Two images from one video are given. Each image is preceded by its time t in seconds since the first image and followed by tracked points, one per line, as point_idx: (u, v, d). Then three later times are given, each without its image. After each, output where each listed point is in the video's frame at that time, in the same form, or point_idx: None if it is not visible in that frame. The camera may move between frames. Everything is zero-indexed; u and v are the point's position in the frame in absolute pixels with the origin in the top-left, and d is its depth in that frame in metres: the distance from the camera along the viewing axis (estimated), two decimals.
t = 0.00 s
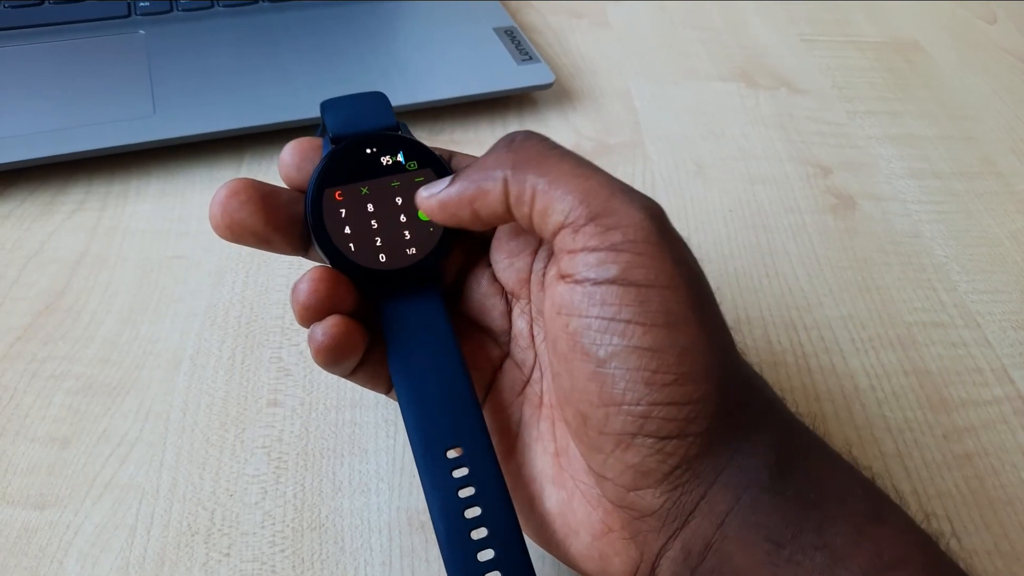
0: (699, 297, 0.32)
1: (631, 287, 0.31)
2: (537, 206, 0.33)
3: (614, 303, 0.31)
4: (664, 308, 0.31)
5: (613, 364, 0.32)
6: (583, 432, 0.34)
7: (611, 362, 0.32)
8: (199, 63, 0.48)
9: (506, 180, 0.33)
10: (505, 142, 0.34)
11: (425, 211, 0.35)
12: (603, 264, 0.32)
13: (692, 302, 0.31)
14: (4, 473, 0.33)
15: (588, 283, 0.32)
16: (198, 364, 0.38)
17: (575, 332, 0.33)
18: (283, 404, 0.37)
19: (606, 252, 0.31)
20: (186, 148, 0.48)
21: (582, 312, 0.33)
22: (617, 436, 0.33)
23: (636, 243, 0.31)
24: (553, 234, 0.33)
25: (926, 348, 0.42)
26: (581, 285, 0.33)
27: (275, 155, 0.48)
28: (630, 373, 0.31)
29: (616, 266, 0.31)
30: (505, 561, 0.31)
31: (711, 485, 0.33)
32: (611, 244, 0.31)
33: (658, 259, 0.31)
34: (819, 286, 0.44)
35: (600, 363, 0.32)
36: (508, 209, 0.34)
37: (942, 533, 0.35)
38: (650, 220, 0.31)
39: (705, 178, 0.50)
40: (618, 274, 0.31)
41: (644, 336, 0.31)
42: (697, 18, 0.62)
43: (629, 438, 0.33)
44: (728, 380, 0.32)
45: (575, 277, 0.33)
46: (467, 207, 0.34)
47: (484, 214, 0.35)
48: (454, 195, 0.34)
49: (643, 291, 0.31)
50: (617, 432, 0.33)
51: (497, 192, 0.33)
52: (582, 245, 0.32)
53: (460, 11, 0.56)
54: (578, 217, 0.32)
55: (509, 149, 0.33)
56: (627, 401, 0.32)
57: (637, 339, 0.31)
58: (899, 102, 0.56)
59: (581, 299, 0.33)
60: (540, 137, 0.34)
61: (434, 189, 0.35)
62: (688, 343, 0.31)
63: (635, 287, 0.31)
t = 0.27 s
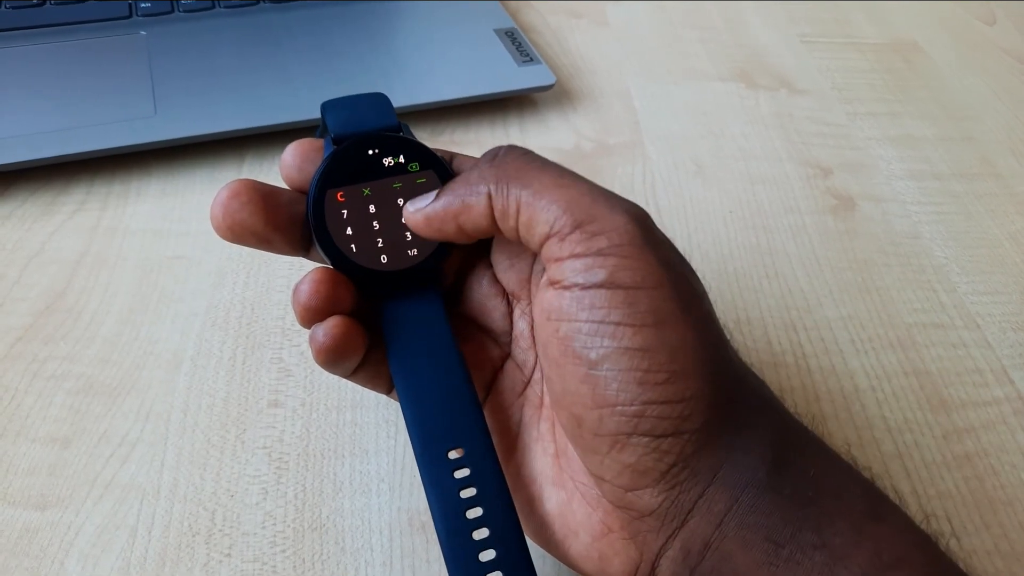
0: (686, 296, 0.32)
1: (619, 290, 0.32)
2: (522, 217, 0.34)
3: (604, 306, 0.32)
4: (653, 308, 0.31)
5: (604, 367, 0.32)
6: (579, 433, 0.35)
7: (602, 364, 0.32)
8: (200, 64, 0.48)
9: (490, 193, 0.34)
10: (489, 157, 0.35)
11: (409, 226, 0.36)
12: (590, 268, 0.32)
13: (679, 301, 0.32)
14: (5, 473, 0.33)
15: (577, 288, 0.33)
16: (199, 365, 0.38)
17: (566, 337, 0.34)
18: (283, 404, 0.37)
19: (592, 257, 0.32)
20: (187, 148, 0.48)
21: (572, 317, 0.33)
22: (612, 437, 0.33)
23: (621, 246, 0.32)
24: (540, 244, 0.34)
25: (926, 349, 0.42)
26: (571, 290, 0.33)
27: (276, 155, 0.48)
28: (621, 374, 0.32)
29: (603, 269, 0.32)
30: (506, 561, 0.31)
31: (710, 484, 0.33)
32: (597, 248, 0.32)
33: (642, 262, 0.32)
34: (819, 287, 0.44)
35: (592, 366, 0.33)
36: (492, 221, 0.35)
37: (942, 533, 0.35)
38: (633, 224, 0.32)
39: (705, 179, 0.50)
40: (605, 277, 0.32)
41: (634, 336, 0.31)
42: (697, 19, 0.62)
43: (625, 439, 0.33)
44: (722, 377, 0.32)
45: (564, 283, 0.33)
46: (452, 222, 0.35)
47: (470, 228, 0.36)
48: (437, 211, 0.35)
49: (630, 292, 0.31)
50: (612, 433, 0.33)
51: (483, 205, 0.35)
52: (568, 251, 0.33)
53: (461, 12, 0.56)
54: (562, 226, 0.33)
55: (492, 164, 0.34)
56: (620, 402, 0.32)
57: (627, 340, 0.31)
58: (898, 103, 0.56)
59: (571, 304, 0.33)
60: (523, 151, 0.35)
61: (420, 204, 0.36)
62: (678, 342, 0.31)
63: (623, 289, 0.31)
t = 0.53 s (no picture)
0: (687, 296, 0.32)
1: (618, 293, 0.31)
2: (519, 218, 0.33)
3: (604, 309, 0.32)
4: (653, 311, 0.31)
5: (605, 370, 0.32)
6: (580, 434, 0.35)
7: (603, 368, 0.32)
8: (199, 63, 0.48)
9: (487, 194, 0.33)
10: (482, 156, 0.34)
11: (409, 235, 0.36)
12: (590, 271, 0.32)
13: (679, 302, 0.31)
14: (4, 473, 0.34)
15: (576, 291, 0.32)
16: (198, 364, 0.38)
17: (566, 340, 0.33)
18: (283, 403, 0.38)
19: (591, 260, 0.31)
20: (186, 148, 0.48)
21: (572, 320, 0.33)
22: (613, 439, 0.33)
23: (620, 249, 0.31)
24: (538, 244, 0.34)
25: (925, 348, 0.42)
26: (570, 292, 0.33)
27: (275, 155, 0.48)
28: (622, 378, 0.32)
29: (602, 273, 0.31)
30: (506, 560, 0.31)
31: (710, 484, 0.33)
32: (596, 251, 0.31)
33: (642, 264, 0.31)
34: (818, 286, 0.44)
35: (592, 370, 0.32)
36: (491, 224, 0.35)
37: (942, 532, 0.35)
38: (632, 223, 0.31)
39: (704, 178, 0.50)
40: (605, 281, 0.31)
41: (634, 340, 0.31)
42: (696, 18, 0.62)
43: (626, 440, 0.33)
44: (723, 377, 0.32)
45: (564, 285, 0.33)
46: (451, 225, 0.35)
47: (468, 229, 0.35)
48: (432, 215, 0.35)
49: (631, 296, 0.31)
50: (613, 435, 0.33)
51: (480, 206, 0.34)
52: (567, 253, 0.32)
53: (460, 11, 0.56)
54: (561, 228, 0.32)
55: (486, 163, 0.33)
56: (621, 405, 0.32)
57: (627, 344, 0.31)
58: (898, 102, 0.56)
59: (571, 307, 0.33)
60: (517, 147, 0.34)
61: (416, 210, 0.35)
62: (679, 345, 0.31)
63: (622, 293, 0.31)
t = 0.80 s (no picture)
0: (693, 296, 0.31)
1: (626, 291, 0.31)
2: (529, 211, 0.32)
3: (612, 307, 0.31)
4: (661, 309, 0.31)
5: (611, 367, 0.32)
6: (582, 431, 0.35)
7: (608, 365, 0.32)
8: (199, 63, 0.48)
9: (500, 184, 0.32)
10: (494, 145, 0.32)
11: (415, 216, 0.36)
12: (598, 267, 0.31)
13: (687, 302, 0.31)
14: (5, 472, 0.34)
15: (585, 287, 0.32)
16: (198, 363, 0.38)
17: (572, 336, 0.33)
18: (283, 403, 0.37)
19: (601, 256, 0.31)
20: (186, 147, 0.48)
21: (579, 315, 0.32)
22: (616, 437, 0.33)
23: (631, 246, 0.31)
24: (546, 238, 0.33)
25: (925, 347, 0.42)
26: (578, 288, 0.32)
27: (275, 154, 0.48)
28: (627, 376, 0.32)
29: (612, 270, 0.31)
30: (503, 559, 0.31)
31: (711, 484, 0.33)
32: (605, 247, 0.31)
33: (650, 262, 0.31)
34: (818, 285, 0.44)
35: (598, 367, 0.32)
36: (502, 214, 0.33)
37: (942, 531, 0.35)
38: (642, 222, 0.31)
39: (704, 177, 0.50)
40: (614, 278, 0.31)
41: (641, 338, 0.31)
42: (696, 17, 0.62)
43: (628, 438, 0.33)
44: (725, 379, 0.32)
45: (571, 280, 0.33)
46: (459, 212, 0.34)
47: (476, 219, 0.34)
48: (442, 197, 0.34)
49: (639, 293, 0.31)
50: (615, 433, 0.33)
51: (489, 194, 0.32)
52: (576, 248, 0.32)
53: (460, 11, 0.56)
54: (572, 223, 0.31)
55: (499, 154, 0.32)
56: (625, 403, 0.32)
57: (634, 342, 0.31)
58: (898, 102, 0.56)
59: (578, 303, 0.33)
60: (530, 136, 0.32)
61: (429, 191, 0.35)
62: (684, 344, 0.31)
63: (631, 291, 0.31)
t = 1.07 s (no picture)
0: (705, 289, 0.32)
1: (638, 285, 0.31)
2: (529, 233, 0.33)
3: (623, 300, 0.32)
4: (671, 301, 0.31)
5: (625, 360, 0.32)
6: (597, 425, 0.35)
7: (623, 358, 0.32)
8: (205, 64, 0.48)
9: (499, 210, 0.33)
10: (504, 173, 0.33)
11: (415, 213, 0.35)
12: (609, 265, 0.32)
13: (697, 294, 0.32)
14: (9, 473, 0.34)
15: (595, 285, 0.32)
16: (203, 365, 0.38)
17: (585, 331, 0.33)
18: (288, 405, 0.38)
19: (611, 255, 0.32)
20: (191, 148, 0.48)
21: (591, 312, 0.33)
22: (631, 429, 0.33)
23: (639, 245, 0.31)
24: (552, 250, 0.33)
25: (929, 355, 0.42)
26: (588, 286, 0.33)
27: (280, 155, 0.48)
28: (643, 366, 0.31)
29: (623, 266, 0.31)
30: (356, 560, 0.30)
31: (729, 478, 0.34)
32: (614, 248, 0.31)
33: (658, 259, 0.31)
34: (822, 291, 0.44)
35: (611, 359, 0.32)
36: (494, 238, 0.34)
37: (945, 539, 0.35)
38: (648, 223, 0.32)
39: (709, 182, 0.50)
40: (625, 273, 0.31)
41: (654, 330, 0.31)
42: (702, 21, 0.62)
43: (645, 429, 0.33)
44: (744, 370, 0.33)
45: (581, 282, 0.33)
46: (454, 230, 0.34)
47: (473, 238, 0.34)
48: (439, 209, 0.34)
49: (651, 286, 0.31)
50: (634, 424, 0.33)
51: (483, 221, 0.33)
52: (583, 254, 0.32)
53: (466, 13, 0.56)
54: (579, 228, 0.32)
55: (502, 182, 0.33)
56: (641, 392, 0.32)
57: (649, 333, 0.31)
58: (903, 107, 0.56)
59: (589, 302, 0.33)
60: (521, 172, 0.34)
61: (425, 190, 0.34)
62: (699, 334, 0.31)
63: (644, 283, 0.31)
